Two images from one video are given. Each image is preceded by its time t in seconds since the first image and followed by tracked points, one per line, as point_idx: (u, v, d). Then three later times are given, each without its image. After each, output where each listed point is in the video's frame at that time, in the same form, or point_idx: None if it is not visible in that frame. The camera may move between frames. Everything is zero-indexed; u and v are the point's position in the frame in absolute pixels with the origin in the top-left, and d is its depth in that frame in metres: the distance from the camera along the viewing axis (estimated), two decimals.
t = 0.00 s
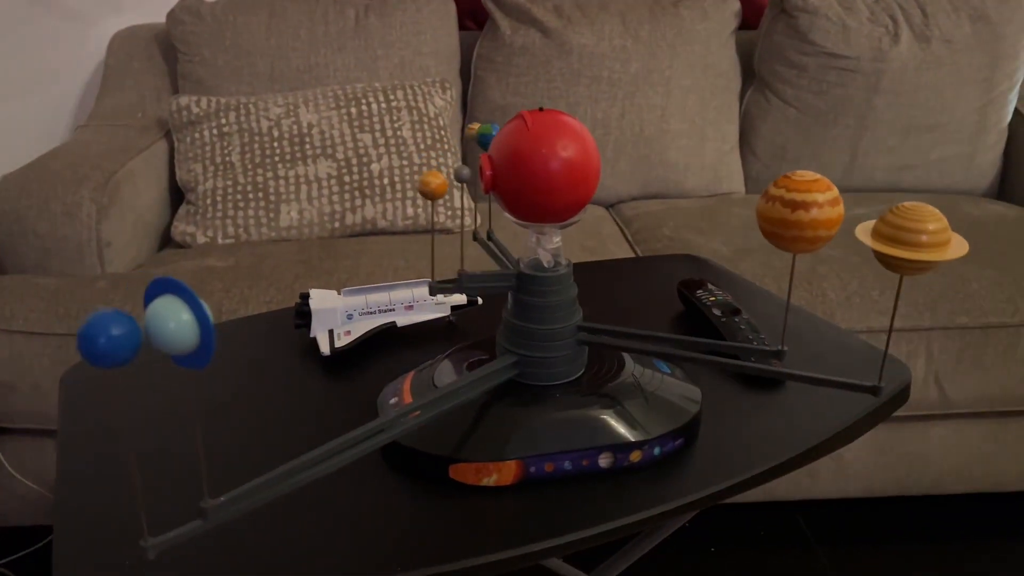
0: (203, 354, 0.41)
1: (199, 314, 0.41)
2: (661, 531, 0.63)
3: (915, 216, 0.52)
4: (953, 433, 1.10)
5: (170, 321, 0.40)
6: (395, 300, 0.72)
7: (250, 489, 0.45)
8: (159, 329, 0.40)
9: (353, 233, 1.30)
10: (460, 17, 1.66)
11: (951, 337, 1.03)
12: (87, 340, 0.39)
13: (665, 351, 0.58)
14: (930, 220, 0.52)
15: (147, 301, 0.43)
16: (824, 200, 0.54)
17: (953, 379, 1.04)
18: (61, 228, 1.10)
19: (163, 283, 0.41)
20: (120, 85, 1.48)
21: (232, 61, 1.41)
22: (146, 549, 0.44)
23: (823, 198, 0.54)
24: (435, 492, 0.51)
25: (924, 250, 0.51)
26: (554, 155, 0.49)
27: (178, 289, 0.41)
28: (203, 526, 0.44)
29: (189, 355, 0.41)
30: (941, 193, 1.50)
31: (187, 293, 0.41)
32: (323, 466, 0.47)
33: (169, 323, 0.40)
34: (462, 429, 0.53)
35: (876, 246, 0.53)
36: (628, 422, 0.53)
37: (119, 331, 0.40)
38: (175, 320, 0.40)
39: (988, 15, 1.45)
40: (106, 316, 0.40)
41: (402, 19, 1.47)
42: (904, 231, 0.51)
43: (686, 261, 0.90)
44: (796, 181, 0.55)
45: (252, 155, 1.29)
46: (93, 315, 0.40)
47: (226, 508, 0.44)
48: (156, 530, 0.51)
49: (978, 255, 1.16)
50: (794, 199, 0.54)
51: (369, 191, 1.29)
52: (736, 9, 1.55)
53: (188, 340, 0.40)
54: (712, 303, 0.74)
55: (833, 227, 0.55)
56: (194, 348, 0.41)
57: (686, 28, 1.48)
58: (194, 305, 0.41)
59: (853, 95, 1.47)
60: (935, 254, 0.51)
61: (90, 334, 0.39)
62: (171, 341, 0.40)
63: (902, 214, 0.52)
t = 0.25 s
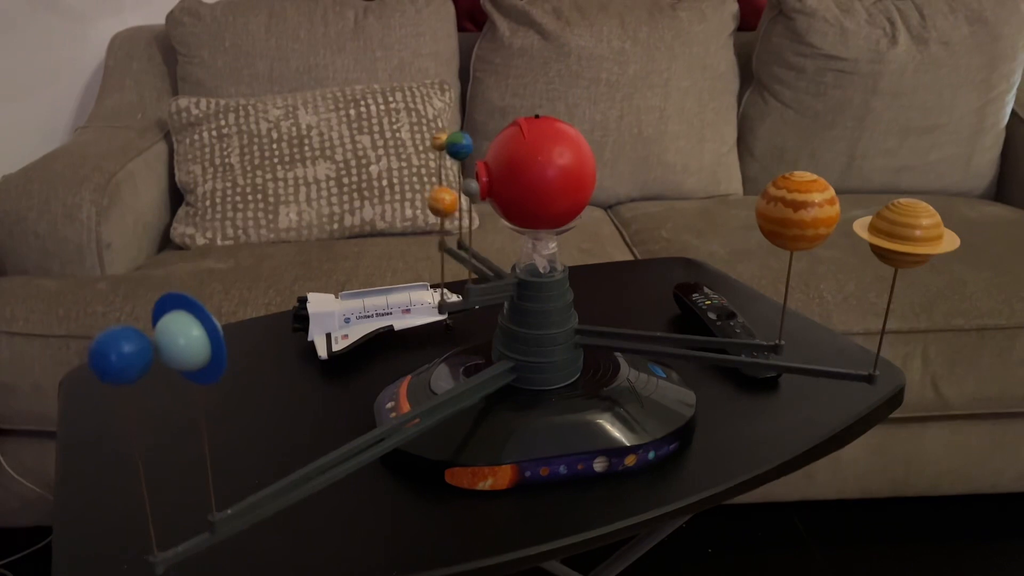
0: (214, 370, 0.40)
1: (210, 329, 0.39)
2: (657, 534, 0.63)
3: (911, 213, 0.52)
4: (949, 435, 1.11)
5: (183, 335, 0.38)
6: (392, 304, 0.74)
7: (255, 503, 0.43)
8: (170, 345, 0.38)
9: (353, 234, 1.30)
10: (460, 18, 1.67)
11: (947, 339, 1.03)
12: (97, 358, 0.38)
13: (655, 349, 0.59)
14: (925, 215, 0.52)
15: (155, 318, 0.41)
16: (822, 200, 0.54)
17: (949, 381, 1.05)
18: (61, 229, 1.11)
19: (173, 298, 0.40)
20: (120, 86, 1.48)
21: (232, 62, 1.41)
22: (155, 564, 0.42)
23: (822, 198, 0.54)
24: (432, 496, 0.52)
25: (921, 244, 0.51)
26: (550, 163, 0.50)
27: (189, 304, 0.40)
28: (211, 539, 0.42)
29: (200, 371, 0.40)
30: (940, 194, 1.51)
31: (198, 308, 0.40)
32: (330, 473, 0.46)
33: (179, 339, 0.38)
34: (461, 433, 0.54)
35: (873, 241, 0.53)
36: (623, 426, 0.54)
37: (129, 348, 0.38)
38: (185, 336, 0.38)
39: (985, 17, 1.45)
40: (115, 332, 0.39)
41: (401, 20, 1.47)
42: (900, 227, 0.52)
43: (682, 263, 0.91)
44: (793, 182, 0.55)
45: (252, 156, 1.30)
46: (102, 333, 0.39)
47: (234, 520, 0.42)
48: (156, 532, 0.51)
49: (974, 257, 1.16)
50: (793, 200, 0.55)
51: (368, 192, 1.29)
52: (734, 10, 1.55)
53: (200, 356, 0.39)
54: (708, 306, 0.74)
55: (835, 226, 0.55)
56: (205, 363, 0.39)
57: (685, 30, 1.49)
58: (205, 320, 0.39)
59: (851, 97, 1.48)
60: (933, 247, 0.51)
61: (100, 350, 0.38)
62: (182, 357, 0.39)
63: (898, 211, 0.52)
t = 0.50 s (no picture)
0: (227, 378, 0.40)
1: (220, 338, 0.39)
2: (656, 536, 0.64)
3: (905, 204, 0.52)
4: (949, 436, 1.11)
5: (192, 347, 0.38)
6: (393, 306, 0.74)
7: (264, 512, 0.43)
8: (181, 356, 0.38)
9: (353, 235, 1.30)
10: (460, 19, 1.67)
11: (946, 341, 1.03)
12: (112, 371, 0.38)
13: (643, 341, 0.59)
14: (918, 207, 0.52)
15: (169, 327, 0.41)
16: (821, 193, 0.55)
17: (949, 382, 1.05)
18: (61, 231, 1.11)
19: (184, 308, 0.40)
20: (121, 87, 1.49)
21: (232, 63, 1.41)
22: None
23: (819, 190, 0.54)
24: (432, 498, 0.52)
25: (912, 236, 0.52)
26: (549, 166, 0.50)
27: (199, 314, 0.40)
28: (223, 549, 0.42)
29: (213, 380, 0.40)
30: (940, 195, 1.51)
31: (208, 317, 0.39)
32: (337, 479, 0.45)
33: (189, 349, 0.38)
34: (462, 436, 0.54)
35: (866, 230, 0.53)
36: (623, 428, 0.54)
37: (142, 360, 0.39)
38: (196, 345, 0.38)
39: (985, 18, 1.45)
40: (129, 345, 0.39)
41: (401, 21, 1.47)
42: (893, 216, 0.52)
43: (681, 265, 0.91)
44: (792, 176, 0.56)
45: (252, 158, 1.30)
46: (117, 345, 0.39)
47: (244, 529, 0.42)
48: (157, 534, 0.51)
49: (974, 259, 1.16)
50: (789, 191, 0.55)
51: (368, 193, 1.29)
52: (734, 11, 1.55)
53: (211, 366, 0.39)
54: (707, 308, 0.74)
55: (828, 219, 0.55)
56: (218, 372, 0.39)
57: (685, 30, 1.49)
58: (215, 329, 0.39)
59: (851, 98, 1.48)
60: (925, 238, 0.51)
61: (115, 365, 0.38)
62: (192, 368, 0.39)
63: (893, 200, 0.53)
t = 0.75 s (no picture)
0: (242, 391, 0.40)
1: (236, 350, 0.39)
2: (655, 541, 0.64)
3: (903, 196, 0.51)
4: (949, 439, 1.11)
5: (208, 358, 0.38)
6: (393, 310, 0.75)
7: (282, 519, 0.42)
8: (195, 369, 0.38)
9: (354, 238, 1.31)
10: (461, 21, 1.67)
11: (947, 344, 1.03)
12: (126, 387, 0.38)
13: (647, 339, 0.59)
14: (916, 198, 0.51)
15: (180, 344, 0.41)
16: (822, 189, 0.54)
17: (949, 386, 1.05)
18: (62, 233, 1.11)
19: (198, 322, 0.40)
20: (122, 89, 1.49)
21: (233, 65, 1.42)
22: None
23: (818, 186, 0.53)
24: (432, 503, 0.52)
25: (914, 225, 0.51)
26: (550, 171, 0.50)
27: (214, 327, 0.40)
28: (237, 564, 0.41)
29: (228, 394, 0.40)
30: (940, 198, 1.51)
31: (222, 331, 0.39)
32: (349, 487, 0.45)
33: (202, 362, 0.38)
34: (463, 441, 0.54)
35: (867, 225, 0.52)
36: (623, 433, 0.54)
37: (157, 375, 0.38)
38: (209, 359, 0.38)
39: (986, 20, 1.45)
40: (142, 360, 0.39)
41: (402, 24, 1.47)
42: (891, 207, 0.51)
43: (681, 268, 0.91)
44: (792, 174, 0.55)
45: (253, 160, 1.30)
46: (129, 361, 0.39)
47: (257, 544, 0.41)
48: (158, 539, 0.51)
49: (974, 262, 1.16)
50: (788, 188, 0.54)
51: (369, 196, 1.29)
52: (735, 14, 1.55)
53: (227, 379, 0.39)
54: (707, 313, 0.74)
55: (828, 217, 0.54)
56: (232, 386, 0.39)
57: (686, 33, 1.49)
58: (230, 342, 0.39)
59: (851, 100, 1.48)
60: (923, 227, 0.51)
61: (129, 380, 0.38)
62: (207, 381, 0.38)
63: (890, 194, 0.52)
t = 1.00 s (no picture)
0: (256, 396, 0.40)
1: (251, 355, 0.40)
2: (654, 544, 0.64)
3: (895, 193, 0.55)
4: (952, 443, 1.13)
5: (225, 362, 0.39)
6: (394, 313, 0.74)
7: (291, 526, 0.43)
8: (213, 373, 0.39)
9: (355, 240, 1.31)
10: (461, 24, 1.67)
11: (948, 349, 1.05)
12: (141, 393, 0.38)
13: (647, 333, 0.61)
14: (906, 196, 0.55)
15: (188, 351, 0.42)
16: (821, 188, 0.55)
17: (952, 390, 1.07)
18: (64, 236, 1.11)
19: (209, 328, 0.41)
20: (122, 92, 1.49)
21: (234, 68, 1.42)
22: None
23: (816, 185, 0.55)
24: (434, 507, 0.52)
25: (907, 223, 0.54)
26: (551, 175, 0.50)
27: (226, 333, 0.40)
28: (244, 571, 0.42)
29: (241, 400, 0.40)
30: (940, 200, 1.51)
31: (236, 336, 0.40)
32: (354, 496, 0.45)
33: (219, 367, 0.39)
34: (464, 446, 0.53)
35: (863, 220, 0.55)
36: (625, 438, 0.54)
37: (172, 381, 0.38)
38: (226, 364, 0.39)
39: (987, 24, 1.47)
40: (154, 365, 0.39)
41: (403, 26, 1.47)
42: (886, 205, 0.54)
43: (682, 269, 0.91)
44: (786, 171, 0.56)
45: (254, 162, 1.30)
46: (141, 367, 0.39)
47: (267, 551, 0.42)
48: (161, 543, 0.51)
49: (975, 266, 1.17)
50: (787, 186, 0.55)
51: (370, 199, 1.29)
52: (736, 17, 1.55)
53: (242, 383, 0.40)
54: (710, 315, 0.74)
55: (825, 214, 0.56)
56: (247, 390, 0.40)
57: (687, 36, 1.49)
58: (244, 347, 0.40)
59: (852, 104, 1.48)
60: (916, 224, 0.54)
61: (143, 385, 0.38)
62: (224, 384, 0.39)
63: (884, 190, 0.55)
